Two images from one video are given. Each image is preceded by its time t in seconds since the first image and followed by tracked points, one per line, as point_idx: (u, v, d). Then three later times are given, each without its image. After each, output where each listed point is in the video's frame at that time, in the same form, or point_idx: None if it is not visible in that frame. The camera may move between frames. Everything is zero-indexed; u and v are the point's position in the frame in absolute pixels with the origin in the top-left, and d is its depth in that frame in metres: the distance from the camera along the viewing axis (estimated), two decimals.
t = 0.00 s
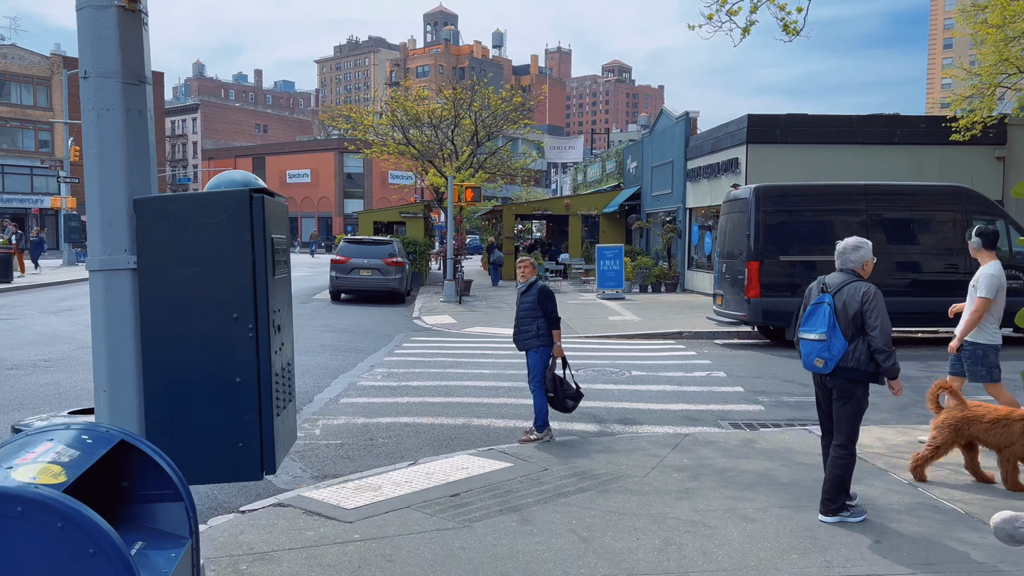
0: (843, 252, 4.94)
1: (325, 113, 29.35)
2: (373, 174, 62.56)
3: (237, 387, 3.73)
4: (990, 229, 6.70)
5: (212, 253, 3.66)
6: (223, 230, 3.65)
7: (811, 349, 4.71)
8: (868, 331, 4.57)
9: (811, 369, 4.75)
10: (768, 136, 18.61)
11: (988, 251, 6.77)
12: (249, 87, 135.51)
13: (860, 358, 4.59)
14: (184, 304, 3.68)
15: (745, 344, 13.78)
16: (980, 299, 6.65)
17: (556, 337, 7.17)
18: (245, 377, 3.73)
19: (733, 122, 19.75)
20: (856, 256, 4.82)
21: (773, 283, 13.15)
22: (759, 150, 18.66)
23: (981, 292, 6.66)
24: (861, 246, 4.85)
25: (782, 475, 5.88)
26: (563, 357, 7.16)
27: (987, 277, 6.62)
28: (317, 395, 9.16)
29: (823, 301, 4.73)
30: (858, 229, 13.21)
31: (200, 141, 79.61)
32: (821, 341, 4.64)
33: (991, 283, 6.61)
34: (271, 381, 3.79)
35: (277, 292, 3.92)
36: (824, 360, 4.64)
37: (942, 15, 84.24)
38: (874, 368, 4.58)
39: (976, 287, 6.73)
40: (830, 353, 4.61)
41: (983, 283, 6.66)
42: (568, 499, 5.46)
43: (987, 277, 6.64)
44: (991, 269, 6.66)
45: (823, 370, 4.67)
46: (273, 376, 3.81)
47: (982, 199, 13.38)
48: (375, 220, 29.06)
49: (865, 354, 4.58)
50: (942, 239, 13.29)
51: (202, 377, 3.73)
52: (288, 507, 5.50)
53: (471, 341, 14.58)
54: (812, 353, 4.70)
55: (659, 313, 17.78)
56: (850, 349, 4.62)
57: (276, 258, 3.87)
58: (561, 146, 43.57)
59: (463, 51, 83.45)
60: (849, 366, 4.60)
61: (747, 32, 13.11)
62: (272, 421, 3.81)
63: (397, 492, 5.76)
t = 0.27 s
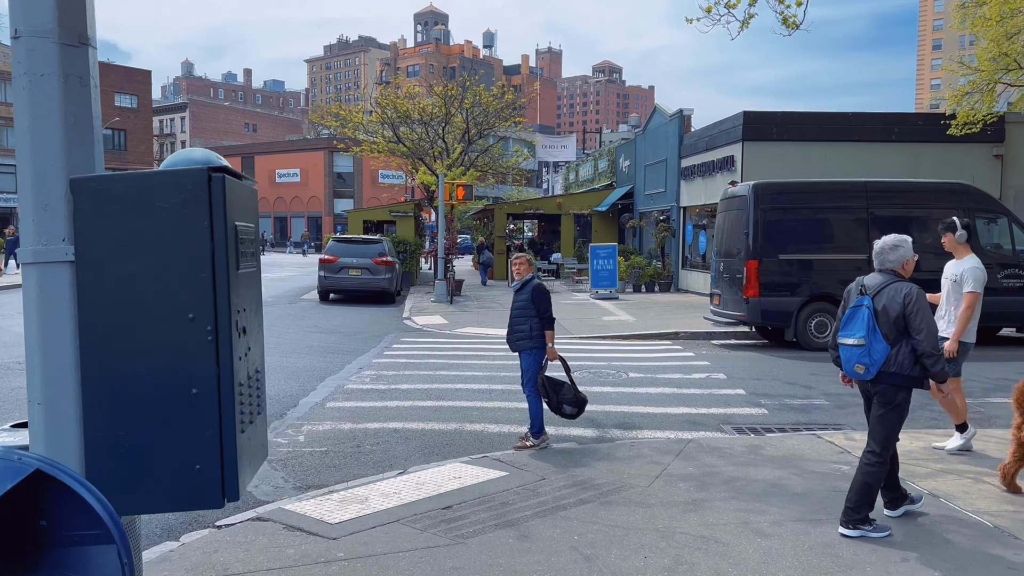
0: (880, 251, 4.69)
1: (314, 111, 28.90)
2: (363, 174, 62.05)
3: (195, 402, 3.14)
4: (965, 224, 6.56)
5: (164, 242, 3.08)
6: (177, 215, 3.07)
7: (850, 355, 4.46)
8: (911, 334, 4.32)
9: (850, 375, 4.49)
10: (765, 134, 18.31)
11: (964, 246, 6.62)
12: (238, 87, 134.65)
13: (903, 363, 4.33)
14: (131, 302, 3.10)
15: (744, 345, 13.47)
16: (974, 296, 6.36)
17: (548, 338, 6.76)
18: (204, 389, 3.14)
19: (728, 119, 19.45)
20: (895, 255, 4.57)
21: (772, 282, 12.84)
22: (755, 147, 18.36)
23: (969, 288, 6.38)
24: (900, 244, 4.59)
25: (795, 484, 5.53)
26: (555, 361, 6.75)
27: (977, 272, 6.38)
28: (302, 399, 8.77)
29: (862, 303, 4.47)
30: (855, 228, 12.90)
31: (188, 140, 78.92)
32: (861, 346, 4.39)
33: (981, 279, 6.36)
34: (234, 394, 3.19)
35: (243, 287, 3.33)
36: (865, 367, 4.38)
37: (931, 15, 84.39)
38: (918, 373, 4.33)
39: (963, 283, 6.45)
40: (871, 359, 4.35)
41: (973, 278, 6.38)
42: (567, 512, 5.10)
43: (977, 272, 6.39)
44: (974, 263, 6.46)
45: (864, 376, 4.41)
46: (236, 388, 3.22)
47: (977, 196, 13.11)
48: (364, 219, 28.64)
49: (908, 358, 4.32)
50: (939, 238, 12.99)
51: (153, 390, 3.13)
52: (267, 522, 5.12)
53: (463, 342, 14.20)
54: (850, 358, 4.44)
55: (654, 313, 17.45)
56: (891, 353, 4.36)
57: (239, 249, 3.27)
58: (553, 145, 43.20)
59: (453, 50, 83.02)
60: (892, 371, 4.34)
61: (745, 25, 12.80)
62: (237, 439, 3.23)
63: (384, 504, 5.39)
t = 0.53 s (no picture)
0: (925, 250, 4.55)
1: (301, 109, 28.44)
2: (351, 173, 61.47)
3: (120, 441, 2.61)
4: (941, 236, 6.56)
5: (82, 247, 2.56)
6: (98, 214, 2.55)
7: (894, 358, 4.35)
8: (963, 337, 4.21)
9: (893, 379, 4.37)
10: (759, 132, 17.99)
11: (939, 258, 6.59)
12: (226, 86, 133.67)
13: (952, 367, 4.23)
14: (40, 319, 2.58)
15: (740, 348, 13.13)
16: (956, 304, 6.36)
17: (538, 346, 6.36)
18: (131, 425, 2.61)
19: (722, 118, 19.13)
20: (944, 255, 4.44)
21: (770, 284, 12.51)
22: (749, 146, 18.04)
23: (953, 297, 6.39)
24: (948, 243, 4.46)
25: (807, 503, 5.17)
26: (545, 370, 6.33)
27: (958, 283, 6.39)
28: (283, 407, 8.36)
29: (908, 304, 4.36)
30: (850, 228, 12.57)
31: (175, 140, 78.09)
32: (906, 349, 4.28)
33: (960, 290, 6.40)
34: (169, 431, 2.65)
35: (185, 297, 2.80)
36: (910, 370, 4.27)
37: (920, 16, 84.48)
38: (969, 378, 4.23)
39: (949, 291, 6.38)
40: (917, 362, 4.25)
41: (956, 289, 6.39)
42: (564, 534, 4.73)
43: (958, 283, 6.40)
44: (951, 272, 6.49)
45: (909, 380, 4.30)
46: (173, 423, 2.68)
47: (972, 196, 12.81)
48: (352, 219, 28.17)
49: (958, 362, 4.22)
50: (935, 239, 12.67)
51: (69, 426, 2.61)
52: (238, 547, 4.70)
53: (452, 345, 13.80)
54: (894, 362, 4.33)
55: (647, 315, 17.10)
56: (939, 357, 4.25)
57: (180, 254, 2.73)
58: (543, 144, 42.82)
59: (443, 50, 82.53)
60: (940, 376, 4.24)
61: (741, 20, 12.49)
62: (176, 481, 2.71)
63: (366, 526, 4.98)
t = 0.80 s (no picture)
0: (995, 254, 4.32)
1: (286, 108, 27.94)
2: (338, 173, 60.86)
3: (12, 492, 2.20)
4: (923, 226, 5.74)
5: None
6: None
7: (940, 365, 4.20)
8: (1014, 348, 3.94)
9: (943, 388, 4.22)
10: (752, 131, 17.70)
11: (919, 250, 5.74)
12: (211, 85, 132.46)
13: (1002, 379, 3.96)
14: None
15: (735, 351, 12.80)
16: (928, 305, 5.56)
17: (526, 355, 5.96)
18: (24, 475, 2.18)
19: (714, 116, 18.83)
20: (1009, 260, 4.21)
21: (766, 285, 12.18)
22: (742, 145, 17.73)
23: (923, 296, 5.58)
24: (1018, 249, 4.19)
25: (821, 522, 4.83)
26: (531, 382, 5.96)
27: (933, 282, 5.58)
28: (261, 416, 7.94)
29: (959, 310, 4.19)
30: (845, 228, 12.27)
31: (160, 139, 77.18)
32: (951, 355, 4.12)
33: (935, 290, 5.58)
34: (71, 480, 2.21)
35: (98, 317, 2.38)
36: (954, 378, 4.10)
37: (906, 17, 84.76)
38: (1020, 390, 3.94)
39: (923, 290, 5.59)
40: (961, 371, 4.07)
41: (928, 289, 5.58)
42: (562, 560, 4.35)
43: (932, 282, 5.58)
44: (926, 268, 5.67)
45: (955, 389, 4.12)
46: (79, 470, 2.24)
47: (968, 195, 12.49)
48: (337, 220, 27.72)
49: (1009, 373, 3.94)
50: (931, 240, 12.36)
51: None
52: None
53: (440, 348, 13.40)
54: (940, 369, 4.19)
55: (639, 317, 16.76)
56: (988, 367, 4.02)
57: (87, 263, 2.30)
58: (532, 144, 42.46)
59: (431, 50, 82.02)
60: (986, 387, 4.00)
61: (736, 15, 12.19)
62: (85, 546, 2.26)
63: (346, 551, 4.59)
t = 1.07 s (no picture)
0: None
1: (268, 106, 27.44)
2: (322, 173, 60.24)
3: None
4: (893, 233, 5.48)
5: None
6: None
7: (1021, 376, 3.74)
8: None
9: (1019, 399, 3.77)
10: (742, 130, 17.42)
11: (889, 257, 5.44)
12: (194, 85, 131.16)
13: None
14: None
15: (728, 355, 12.49)
16: (897, 312, 5.22)
17: (513, 366, 5.57)
18: None
19: (703, 115, 18.55)
20: None
21: (759, 288, 11.88)
22: (731, 145, 17.44)
23: (893, 304, 5.25)
24: None
25: (832, 546, 4.50)
26: (514, 394, 5.57)
27: (903, 288, 5.26)
28: (235, 428, 7.53)
29: None
30: (836, 229, 11.99)
31: (141, 139, 76.14)
32: None
33: (905, 298, 5.25)
34: None
35: None
36: None
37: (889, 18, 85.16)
38: None
39: (893, 297, 5.26)
40: None
41: (899, 295, 5.24)
42: None
43: (903, 288, 5.27)
44: (897, 276, 5.34)
45: None
46: None
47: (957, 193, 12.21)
48: (320, 220, 27.25)
49: None
50: (921, 240, 12.09)
51: None
52: None
53: (425, 352, 13.00)
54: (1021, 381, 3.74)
55: (628, 319, 16.43)
56: None
57: None
58: (518, 143, 42.11)
59: (416, 49, 81.49)
60: None
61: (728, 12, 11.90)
62: None
63: None
